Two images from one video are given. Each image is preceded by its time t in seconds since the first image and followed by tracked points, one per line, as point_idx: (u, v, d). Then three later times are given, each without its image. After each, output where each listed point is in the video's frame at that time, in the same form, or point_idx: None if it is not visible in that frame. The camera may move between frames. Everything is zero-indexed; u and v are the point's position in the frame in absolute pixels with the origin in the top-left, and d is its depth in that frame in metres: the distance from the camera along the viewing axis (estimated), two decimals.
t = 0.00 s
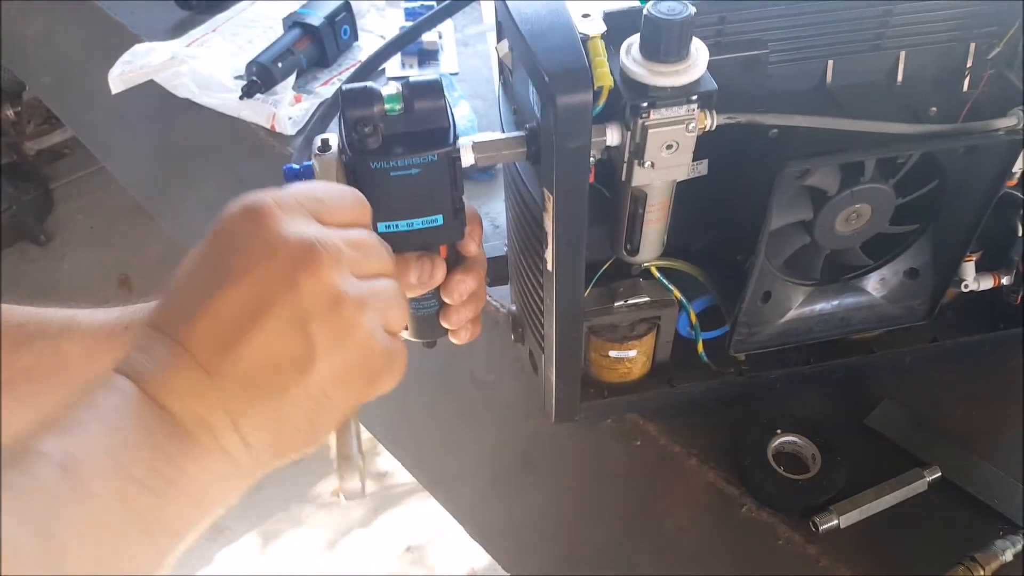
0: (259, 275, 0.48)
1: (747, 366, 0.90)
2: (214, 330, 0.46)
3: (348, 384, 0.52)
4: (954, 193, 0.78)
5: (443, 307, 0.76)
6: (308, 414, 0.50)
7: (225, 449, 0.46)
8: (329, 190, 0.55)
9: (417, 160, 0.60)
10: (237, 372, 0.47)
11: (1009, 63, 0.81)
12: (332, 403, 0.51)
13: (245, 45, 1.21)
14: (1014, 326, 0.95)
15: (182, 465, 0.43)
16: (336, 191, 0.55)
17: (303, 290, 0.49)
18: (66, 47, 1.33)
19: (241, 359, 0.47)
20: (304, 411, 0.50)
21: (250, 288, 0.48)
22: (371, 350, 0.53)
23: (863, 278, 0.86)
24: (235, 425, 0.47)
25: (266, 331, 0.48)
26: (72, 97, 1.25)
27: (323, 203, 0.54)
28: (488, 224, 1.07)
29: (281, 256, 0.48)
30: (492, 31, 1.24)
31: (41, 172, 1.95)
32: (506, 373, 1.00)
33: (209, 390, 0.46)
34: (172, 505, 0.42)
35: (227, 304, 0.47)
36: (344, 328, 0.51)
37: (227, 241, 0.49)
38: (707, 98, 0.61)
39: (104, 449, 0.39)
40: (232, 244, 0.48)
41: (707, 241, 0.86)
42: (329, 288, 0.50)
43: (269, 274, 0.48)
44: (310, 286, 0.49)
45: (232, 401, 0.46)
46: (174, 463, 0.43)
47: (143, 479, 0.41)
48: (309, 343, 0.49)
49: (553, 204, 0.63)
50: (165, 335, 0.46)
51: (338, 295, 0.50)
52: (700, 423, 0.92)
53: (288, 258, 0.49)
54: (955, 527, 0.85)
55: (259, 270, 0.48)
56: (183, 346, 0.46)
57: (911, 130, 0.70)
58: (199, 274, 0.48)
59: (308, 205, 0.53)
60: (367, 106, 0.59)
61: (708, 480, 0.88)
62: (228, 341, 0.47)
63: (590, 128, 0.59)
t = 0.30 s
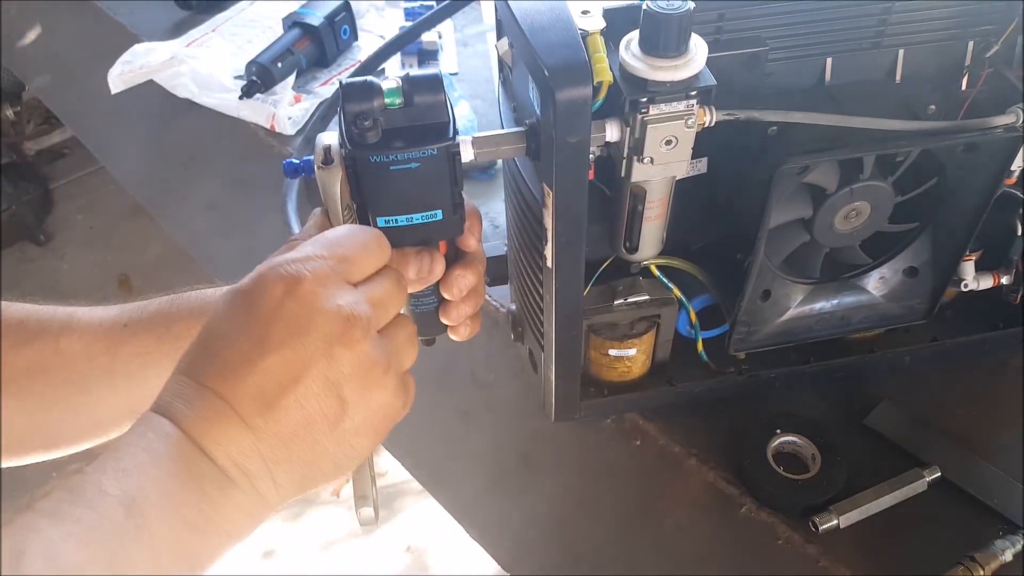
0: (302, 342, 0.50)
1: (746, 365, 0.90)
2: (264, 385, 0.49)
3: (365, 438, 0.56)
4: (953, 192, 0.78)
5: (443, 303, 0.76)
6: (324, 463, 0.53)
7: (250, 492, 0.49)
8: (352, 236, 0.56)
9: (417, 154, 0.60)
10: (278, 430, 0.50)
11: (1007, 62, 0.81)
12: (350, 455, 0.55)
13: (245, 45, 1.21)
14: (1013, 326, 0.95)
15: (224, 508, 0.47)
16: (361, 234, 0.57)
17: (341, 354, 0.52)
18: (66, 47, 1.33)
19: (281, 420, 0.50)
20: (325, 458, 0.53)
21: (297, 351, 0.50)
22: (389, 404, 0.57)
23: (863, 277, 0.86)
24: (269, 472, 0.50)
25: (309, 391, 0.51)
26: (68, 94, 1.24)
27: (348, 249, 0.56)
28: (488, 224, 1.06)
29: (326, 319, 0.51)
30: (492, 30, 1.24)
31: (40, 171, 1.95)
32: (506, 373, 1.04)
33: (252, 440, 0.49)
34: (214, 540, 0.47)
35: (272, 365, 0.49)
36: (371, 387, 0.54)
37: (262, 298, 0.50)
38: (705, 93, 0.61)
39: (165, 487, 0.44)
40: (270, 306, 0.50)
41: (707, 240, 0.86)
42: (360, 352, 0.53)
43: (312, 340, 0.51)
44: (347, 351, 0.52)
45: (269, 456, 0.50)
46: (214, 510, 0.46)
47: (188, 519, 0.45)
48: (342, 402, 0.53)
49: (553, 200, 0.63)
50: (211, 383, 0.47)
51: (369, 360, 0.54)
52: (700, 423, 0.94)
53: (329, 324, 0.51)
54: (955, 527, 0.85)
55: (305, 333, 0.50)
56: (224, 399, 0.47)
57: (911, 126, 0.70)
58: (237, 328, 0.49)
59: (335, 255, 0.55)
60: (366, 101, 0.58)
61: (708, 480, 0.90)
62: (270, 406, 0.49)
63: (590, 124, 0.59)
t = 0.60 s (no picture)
0: (273, 328, 0.49)
1: (746, 365, 0.90)
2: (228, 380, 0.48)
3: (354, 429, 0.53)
4: (953, 191, 0.78)
5: (444, 306, 0.76)
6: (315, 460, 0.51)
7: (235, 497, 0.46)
8: (322, 233, 0.58)
9: (417, 153, 0.60)
10: (254, 424, 0.48)
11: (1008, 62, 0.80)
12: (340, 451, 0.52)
13: (244, 45, 1.21)
14: (1013, 326, 0.95)
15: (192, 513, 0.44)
16: (340, 224, 0.60)
17: (312, 336, 0.50)
18: (66, 47, 1.34)
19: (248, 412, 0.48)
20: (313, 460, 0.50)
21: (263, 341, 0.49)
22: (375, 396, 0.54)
23: (863, 277, 0.86)
24: (244, 474, 0.47)
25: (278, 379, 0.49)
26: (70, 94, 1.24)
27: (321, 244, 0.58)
28: (488, 224, 1.07)
29: (293, 306, 0.51)
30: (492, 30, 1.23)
31: (40, 172, 1.94)
32: (506, 372, 1.04)
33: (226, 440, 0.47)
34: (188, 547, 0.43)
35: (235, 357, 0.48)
36: (351, 375, 0.52)
37: (234, 293, 0.50)
38: (705, 92, 0.61)
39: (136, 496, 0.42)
40: (241, 294, 0.50)
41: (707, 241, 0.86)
42: (337, 338, 0.51)
43: (278, 326, 0.50)
44: (317, 337, 0.50)
45: (245, 449, 0.47)
46: (175, 513, 0.43)
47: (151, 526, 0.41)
48: (320, 392, 0.50)
49: (552, 200, 0.63)
50: (178, 389, 0.46)
51: (346, 346, 0.52)
52: (699, 423, 0.94)
53: (296, 312, 0.50)
54: (955, 527, 0.85)
55: (271, 322, 0.50)
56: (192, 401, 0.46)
57: (911, 126, 0.70)
58: (212, 328, 0.48)
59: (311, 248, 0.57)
60: (367, 100, 0.59)
61: (707, 480, 0.90)
62: (235, 401, 0.47)
63: (590, 124, 0.59)
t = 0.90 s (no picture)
0: (176, 137, 0.46)
1: (746, 365, 0.90)
2: (136, 184, 0.39)
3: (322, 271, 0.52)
4: (954, 191, 0.78)
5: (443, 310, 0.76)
6: (229, 272, 0.41)
7: (175, 378, 0.41)
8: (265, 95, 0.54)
9: (418, 158, 0.60)
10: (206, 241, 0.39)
11: (1008, 62, 0.80)
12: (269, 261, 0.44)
13: (244, 46, 1.21)
14: (1013, 326, 0.95)
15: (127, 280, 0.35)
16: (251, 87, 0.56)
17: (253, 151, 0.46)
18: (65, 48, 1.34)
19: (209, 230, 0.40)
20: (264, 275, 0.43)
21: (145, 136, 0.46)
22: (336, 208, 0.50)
23: (864, 278, 0.86)
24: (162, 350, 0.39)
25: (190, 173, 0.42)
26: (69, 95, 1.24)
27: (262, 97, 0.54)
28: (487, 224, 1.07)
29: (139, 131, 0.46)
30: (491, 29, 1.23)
31: (40, 171, 1.94)
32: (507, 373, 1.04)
33: (158, 297, 0.37)
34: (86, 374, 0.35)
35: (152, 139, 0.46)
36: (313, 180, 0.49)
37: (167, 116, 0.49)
38: (706, 94, 0.61)
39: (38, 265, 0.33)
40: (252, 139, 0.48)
41: (706, 242, 0.86)
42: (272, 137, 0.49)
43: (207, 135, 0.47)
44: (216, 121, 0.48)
45: (197, 271, 0.38)
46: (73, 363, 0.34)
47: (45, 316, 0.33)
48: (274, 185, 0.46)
49: (553, 202, 0.63)
50: (109, 176, 0.40)
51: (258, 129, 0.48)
52: (699, 423, 0.94)
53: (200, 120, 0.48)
54: (956, 527, 0.85)
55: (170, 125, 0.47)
56: (135, 208, 0.38)
57: (911, 127, 0.70)
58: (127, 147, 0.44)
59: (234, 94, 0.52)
60: (366, 105, 0.59)
61: (707, 480, 0.90)
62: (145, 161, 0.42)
63: (591, 126, 0.59)
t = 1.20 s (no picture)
0: None
1: (745, 365, 0.90)
2: None
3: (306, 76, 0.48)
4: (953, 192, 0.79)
5: (441, 309, 0.75)
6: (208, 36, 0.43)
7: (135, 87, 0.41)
8: None
9: (417, 156, 0.60)
10: None
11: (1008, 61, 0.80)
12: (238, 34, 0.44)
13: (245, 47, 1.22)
14: (1013, 325, 0.95)
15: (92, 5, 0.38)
16: None
17: None
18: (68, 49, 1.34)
19: None
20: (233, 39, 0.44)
21: None
22: None
23: (863, 277, 0.86)
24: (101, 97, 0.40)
25: None
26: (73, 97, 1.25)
27: None
28: (487, 225, 1.07)
29: None
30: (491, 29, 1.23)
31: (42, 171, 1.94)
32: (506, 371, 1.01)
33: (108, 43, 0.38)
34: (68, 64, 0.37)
35: None
36: None
37: None
38: (705, 93, 0.61)
39: None
40: None
41: (706, 242, 0.86)
42: None
43: None
44: None
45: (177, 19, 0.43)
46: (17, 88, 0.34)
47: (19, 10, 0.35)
48: None
49: (552, 201, 0.63)
50: None
51: None
52: (698, 424, 0.94)
53: None
54: (955, 528, 0.85)
55: None
56: None
57: (910, 127, 0.70)
58: None
59: None
60: (366, 103, 0.57)
61: (706, 480, 0.90)
62: None
63: (590, 125, 0.59)
